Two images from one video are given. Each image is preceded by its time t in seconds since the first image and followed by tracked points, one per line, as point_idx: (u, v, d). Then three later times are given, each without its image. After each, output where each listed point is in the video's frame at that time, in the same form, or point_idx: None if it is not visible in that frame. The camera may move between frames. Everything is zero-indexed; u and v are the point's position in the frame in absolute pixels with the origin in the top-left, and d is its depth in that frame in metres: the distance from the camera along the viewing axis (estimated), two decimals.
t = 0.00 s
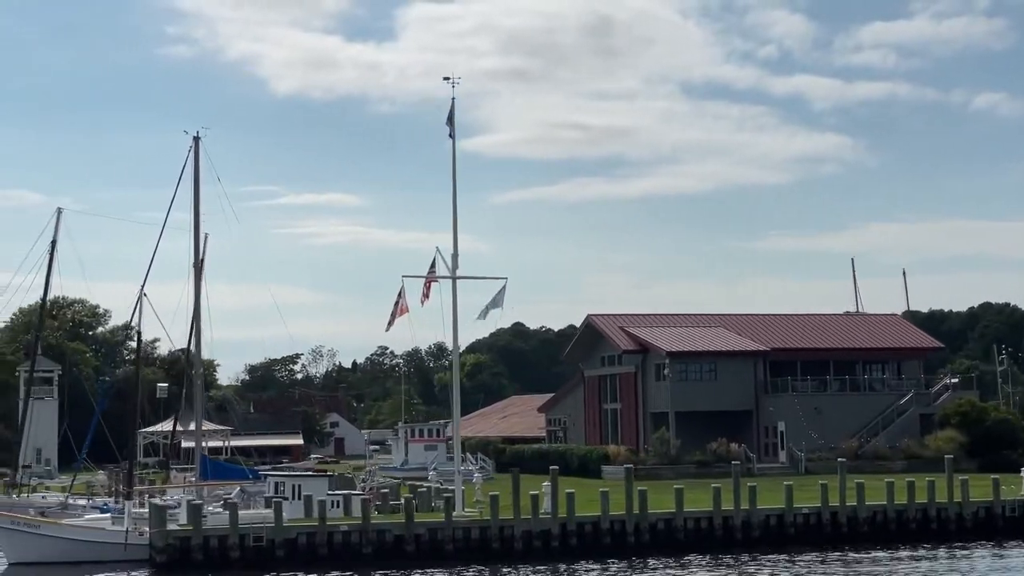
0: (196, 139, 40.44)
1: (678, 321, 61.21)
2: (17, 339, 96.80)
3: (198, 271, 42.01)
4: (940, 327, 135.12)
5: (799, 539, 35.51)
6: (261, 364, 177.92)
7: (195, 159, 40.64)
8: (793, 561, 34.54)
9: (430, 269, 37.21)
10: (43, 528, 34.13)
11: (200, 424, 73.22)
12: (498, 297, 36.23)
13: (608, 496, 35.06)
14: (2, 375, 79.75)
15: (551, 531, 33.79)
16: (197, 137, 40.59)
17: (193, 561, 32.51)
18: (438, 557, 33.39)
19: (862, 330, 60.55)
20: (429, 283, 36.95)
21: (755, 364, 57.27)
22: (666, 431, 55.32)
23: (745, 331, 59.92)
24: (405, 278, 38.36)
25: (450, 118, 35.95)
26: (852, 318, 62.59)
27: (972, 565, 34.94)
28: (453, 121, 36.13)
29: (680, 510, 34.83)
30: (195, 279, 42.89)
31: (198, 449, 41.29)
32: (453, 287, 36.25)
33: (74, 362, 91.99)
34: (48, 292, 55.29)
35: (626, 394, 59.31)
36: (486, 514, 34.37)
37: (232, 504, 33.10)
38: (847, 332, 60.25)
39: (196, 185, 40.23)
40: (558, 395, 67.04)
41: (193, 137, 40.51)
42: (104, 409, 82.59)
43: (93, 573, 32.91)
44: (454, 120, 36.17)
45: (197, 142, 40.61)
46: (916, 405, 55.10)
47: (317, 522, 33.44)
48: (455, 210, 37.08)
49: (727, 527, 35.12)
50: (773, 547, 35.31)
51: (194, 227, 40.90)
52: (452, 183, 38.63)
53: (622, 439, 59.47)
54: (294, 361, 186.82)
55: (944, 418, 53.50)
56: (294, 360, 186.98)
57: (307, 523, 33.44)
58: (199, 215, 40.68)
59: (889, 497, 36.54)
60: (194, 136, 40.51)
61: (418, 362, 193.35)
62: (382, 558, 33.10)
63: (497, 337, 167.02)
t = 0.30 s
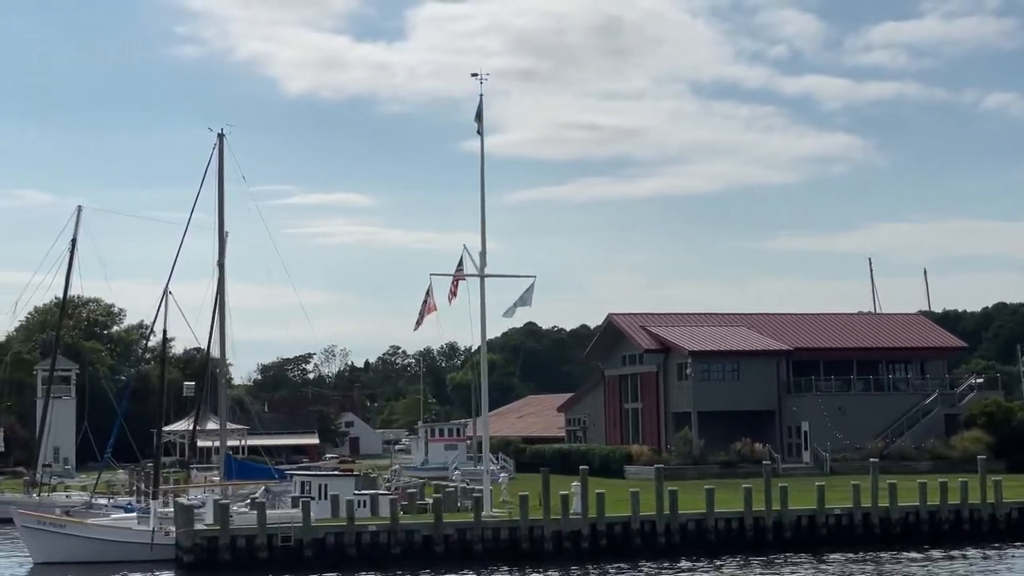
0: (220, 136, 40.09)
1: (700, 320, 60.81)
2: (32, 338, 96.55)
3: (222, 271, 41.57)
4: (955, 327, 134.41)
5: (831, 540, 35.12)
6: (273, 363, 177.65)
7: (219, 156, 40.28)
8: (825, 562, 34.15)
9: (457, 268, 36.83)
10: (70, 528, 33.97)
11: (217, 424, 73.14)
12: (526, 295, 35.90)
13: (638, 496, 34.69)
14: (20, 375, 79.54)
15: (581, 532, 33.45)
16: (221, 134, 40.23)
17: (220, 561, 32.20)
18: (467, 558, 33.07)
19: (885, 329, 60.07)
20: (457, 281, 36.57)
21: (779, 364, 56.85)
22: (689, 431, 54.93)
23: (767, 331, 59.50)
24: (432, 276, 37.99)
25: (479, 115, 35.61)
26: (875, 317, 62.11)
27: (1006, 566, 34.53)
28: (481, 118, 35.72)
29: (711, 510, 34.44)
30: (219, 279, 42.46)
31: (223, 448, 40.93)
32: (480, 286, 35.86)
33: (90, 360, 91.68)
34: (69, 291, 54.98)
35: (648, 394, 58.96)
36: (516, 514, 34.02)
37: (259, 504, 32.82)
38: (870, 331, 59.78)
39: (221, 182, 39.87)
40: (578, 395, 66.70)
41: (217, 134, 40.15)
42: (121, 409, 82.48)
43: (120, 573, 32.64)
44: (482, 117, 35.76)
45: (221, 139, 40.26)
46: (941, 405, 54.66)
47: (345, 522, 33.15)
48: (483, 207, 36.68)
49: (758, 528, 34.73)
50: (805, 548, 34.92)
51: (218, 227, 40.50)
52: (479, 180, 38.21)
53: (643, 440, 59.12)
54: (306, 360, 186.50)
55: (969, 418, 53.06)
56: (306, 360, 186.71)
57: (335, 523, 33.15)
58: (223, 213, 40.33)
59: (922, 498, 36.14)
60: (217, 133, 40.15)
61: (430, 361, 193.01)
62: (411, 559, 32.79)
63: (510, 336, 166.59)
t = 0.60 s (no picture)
0: (244, 132, 39.79)
1: (721, 318, 60.42)
2: (47, 337, 96.22)
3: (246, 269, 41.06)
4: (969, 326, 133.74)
5: (862, 540, 34.74)
6: (285, 362, 177.37)
7: (243, 153, 39.98)
8: (857, 562, 33.78)
9: (484, 265, 36.50)
10: (96, 527, 33.69)
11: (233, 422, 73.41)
12: (554, 293, 35.61)
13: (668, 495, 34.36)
14: (36, 374, 79.27)
15: (611, 531, 33.14)
16: (245, 131, 39.92)
17: (247, 561, 31.93)
18: (496, 558, 32.79)
19: (907, 328, 59.63)
20: (484, 278, 36.22)
21: (801, 363, 56.49)
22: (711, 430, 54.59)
23: (788, 329, 59.12)
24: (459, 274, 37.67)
25: (507, 111, 35.31)
26: (897, 315, 61.67)
27: None
28: (509, 113, 35.39)
29: (742, 510, 34.10)
30: (244, 279, 41.68)
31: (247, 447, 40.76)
32: (509, 283, 35.53)
33: (105, 358, 91.38)
34: (88, 288, 54.70)
35: (669, 393, 58.65)
36: (545, 513, 33.70)
37: (287, 503, 32.55)
38: (892, 329, 59.36)
39: (245, 179, 39.57)
40: (598, 393, 66.38)
41: (241, 130, 39.87)
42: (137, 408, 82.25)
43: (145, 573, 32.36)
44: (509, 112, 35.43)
45: (246, 135, 39.97)
46: (965, 404, 54.25)
47: (373, 521, 32.88)
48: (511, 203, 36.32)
49: (789, 528, 34.38)
50: (836, 548, 34.56)
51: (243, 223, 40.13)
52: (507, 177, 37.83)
53: (665, 438, 58.81)
54: (318, 359, 186.16)
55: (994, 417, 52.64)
56: (318, 359, 186.40)
57: (363, 522, 32.89)
58: (247, 210, 40.02)
59: (954, 497, 35.74)
60: (242, 129, 39.85)
61: (442, 360, 192.65)
62: (439, 558, 32.53)
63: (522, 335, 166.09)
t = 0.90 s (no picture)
0: (267, 128, 39.49)
1: (742, 317, 60.04)
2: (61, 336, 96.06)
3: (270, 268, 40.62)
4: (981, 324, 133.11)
5: (893, 540, 34.40)
6: (296, 361, 177.11)
7: (266, 149, 39.68)
8: (889, 562, 33.42)
9: (511, 262, 36.19)
10: (120, 526, 33.44)
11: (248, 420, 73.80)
12: (582, 290, 35.29)
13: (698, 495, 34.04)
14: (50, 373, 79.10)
15: (640, 531, 32.84)
16: (268, 127, 39.62)
17: (274, 561, 31.65)
18: (525, 558, 32.49)
19: (929, 326, 59.21)
20: (510, 275, 35.92)
21: (822, 361, 56.10)
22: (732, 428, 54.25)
23: (809, 327, 58.75)
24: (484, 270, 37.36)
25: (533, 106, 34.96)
26: (918, 313, 61.25)
27: None
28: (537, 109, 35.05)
29: (771, 510, 33.78)
30: (266, 278, 41.13)
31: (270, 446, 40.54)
32: (536, 280, 35.22)
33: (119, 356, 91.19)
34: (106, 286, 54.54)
35: (689, 392, 58.33)
36: (573, 512, 33.39)
37: (314, 502, 32.27)
38: (914, 328, 58.93)
39: (268, 176, 39.27)
40: (616, 392, 66.07)
41: (264, 126, 39.57)
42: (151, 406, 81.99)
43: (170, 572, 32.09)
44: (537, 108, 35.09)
45: (269, 132, 39.69)
46: (989, 403, 53.81)
47: (400, 521, 32.61)
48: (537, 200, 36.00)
49: (819, 528, 34.02)
50: (867, 548, 34.21)
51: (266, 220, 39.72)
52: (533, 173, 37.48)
53: (684, 437, 58.50)
54: (328, 358, 185.89)
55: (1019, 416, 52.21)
56: (328, 358, 186.10)
57: (390, 522, 32.61)
58: (270, 207, 39.73)
59: (986, 497, 35.35)
60: (265, 126, 39.56)
61: (452, 359, 192.27)
62: (467, 558, 32.25)
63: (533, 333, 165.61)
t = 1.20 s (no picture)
0: (290, 125, 39.25)
1: (762, 315, 59.64)
2: (74, 334, 95.87)
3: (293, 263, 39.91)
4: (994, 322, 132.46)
5: (924, 540, 34.02)
6: (306, 360, 176.74)
7: (288, 146, 39.45)
8: (921, 562, 33.03)
9: (537, 260, 35.84)
10: (144, 525, 33.28)
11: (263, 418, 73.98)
12: (609, 288, 34.95)
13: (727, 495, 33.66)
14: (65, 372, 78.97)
15: (669, 531, 32.49)
16: (290, 123, 39.39)
17: (300, 561, 31.32)
18: (553, 558, 32.14)
19: (950, 324, 58.77)
20: (537, 273, 35.59)
21: (844, 360, 55.69)
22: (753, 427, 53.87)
23: (830, 325, 58.31)
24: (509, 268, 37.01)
25: (560, 101, 34.59)
26: (939, 312, 60.80)
27: None
28: (564, 104, 34.65)
29: (802, 510, 33.40)
30: (288, 274, 40.44)
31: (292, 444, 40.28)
32: (563, 278, 34.86)
33: (132, 354, 91.01)
34: (123, 285, 54.32)
35: (709, 391, 57.97)
36: (601, 512, 33.04)
37: (340, 501, 31.93)
38: (935, 326, 58.48)
39: (290, 172, 39.02)
40: (633, 391, 65.71)
41: (287, 123, 39.33)
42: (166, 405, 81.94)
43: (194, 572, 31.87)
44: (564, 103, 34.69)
45: (292, 129, 39.45)
46: (1012, 403, 53.38)
47: (427, 520, 32.27)
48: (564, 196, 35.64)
49: (850, 528, 33.65)
50: (898, 549, 33.84)
51: (290, 217, 39.37)
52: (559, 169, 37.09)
53: (704, 436, 58.15)
54: (338, 357, 185.51)
55: None
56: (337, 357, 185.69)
57: (417, 521, 32.28)
58: (293, 204, 39.46)
59: (1017, 497, 34.94)
60: (288, 122, 39.32)
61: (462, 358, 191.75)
62: (495, 559, 31.91)
63: (543, 332, 165.08)
